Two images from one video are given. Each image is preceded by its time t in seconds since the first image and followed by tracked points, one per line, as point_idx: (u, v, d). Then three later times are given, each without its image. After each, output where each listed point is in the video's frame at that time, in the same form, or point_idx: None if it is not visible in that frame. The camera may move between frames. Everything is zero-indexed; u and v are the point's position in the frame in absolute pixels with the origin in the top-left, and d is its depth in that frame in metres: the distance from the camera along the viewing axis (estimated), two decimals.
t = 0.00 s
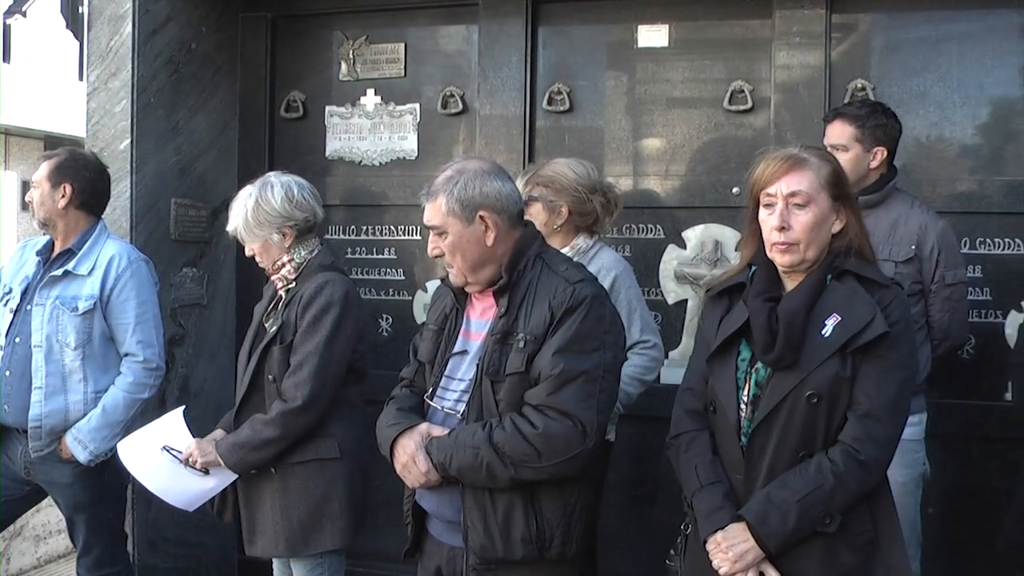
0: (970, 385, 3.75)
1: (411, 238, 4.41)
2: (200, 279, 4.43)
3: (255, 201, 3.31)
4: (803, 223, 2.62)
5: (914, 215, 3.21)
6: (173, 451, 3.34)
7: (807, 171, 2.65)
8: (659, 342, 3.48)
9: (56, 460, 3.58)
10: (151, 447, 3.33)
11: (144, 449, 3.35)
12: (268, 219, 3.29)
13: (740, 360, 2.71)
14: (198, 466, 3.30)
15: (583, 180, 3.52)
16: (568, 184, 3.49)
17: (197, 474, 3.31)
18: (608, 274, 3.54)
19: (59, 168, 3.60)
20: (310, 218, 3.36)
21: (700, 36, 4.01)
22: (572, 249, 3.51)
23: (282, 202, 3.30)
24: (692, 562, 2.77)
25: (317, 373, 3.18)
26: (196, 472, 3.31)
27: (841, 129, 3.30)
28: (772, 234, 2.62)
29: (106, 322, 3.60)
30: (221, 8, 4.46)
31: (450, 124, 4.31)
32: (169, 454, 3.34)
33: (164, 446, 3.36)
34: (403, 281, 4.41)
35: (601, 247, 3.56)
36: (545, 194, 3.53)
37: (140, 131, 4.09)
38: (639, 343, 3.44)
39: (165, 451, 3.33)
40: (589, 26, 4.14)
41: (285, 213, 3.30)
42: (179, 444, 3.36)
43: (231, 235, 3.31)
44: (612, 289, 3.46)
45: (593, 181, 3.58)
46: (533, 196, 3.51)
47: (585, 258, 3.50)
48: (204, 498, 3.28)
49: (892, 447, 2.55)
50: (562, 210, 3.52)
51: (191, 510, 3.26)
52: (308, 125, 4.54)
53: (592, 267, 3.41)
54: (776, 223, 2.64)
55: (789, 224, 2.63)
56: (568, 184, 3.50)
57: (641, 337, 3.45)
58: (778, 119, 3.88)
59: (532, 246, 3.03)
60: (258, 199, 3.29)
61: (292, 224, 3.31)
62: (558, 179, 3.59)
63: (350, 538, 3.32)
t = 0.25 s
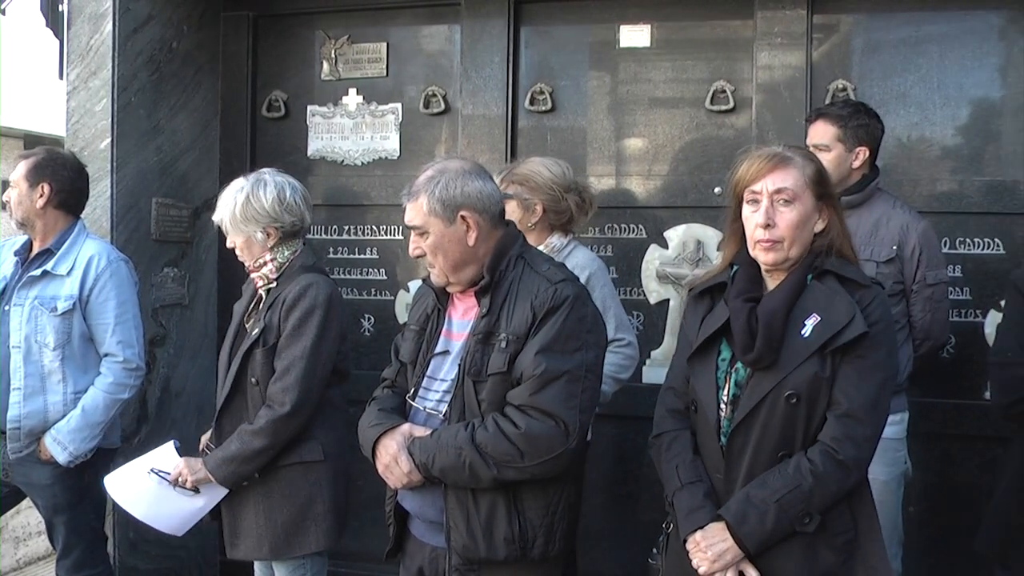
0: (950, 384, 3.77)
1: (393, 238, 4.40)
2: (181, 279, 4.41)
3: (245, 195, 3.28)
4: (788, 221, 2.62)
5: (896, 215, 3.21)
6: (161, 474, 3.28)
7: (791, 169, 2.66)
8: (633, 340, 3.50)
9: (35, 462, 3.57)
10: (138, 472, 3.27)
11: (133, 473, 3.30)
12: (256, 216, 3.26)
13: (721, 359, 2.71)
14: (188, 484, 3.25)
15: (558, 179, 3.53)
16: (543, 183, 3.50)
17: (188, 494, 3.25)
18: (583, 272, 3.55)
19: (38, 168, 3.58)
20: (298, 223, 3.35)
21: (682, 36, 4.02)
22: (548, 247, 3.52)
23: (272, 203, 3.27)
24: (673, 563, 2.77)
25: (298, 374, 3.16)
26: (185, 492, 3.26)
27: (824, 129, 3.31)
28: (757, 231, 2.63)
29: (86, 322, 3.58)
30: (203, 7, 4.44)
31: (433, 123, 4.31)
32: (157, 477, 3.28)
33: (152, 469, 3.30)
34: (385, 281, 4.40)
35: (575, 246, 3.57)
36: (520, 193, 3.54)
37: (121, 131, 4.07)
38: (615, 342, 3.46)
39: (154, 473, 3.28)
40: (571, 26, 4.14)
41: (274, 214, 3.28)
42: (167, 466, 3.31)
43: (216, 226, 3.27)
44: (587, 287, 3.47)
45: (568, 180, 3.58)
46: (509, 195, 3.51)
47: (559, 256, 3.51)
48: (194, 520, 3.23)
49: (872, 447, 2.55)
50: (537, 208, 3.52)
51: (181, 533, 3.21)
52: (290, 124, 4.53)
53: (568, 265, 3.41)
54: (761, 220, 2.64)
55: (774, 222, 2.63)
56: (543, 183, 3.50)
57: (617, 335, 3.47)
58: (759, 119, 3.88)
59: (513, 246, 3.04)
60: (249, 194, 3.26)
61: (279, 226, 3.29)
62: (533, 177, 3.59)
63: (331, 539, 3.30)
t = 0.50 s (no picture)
0: (931, 383, 3.79)
1: (376, 238, 4.40)
2: (162, 279, 4.39)
3: (232, 195, 3.25)
4: (775, 217, 2.62)
5: (879, 214, 3.22)
6: (156, 502, 3.19)
7: (778, 166, 2.66)
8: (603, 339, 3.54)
9: (14, 463, 3.54)
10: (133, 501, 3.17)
11: (124, 501, 3.19)
12: (242, 216, 3.24)
13: (706, 359, 2.71)
14: (185, 509, 3.18)
15: (525, 178, 3.57)
16: (510, 181, 3.53)
17: (185, 519, 3.19)
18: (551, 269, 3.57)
19: (16, 167, 3.55)
20: (284, 224, 3.33)
21: (664, 36, 4.02)
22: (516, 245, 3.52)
23: (260, 203, 3.25)
24: (656, 562, 2.77)
25: (281, 375, 3.15)
26: (183, 519, 3.19)
27: (807, 129, 3.32)
28: (744, 227, 2.62)
29: (65, 322, 3.55)
30: (184, 6, 4.42)
31: (415, 123, 4.30)
32: (151, 505, 3.19)
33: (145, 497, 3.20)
34: (367, 281, 4.39)
35: (542, 243, 3.57)
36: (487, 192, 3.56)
37: (101, 129, 4.04)
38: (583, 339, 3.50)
39: (148, 502, 3.18)
40: (553, 26, 4.14)
41: (261, 215, 3.26)
42: (160, 491, 3.22)
43: (201, 225, 3.24)
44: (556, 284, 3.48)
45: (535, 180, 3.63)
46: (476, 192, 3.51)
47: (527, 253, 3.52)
48: (195, 544, 3.19)
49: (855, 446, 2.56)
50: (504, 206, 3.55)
51: (183, 560, 3.17)
52: (272, 124, 4.51)
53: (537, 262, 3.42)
54: (748, 216, 2.63)
55: (762, 218, 2.63)
56: (510, 181, 3.53)
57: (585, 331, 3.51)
58: (741, 119, 3.89)
59: (495, 247, 3.05)
60: (236, 194, 3.24)
61: (266, 226, 3.27)
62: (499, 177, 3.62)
63: (314, 539, 3.29)
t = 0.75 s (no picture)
0: (910, 382, 3.80)
1: (356, 238, 4.39)
2: (141, 279, 4.37)
3: (213, 195, 3.20)
4: (758, 217, 2.62)
5: (860, 215, 3.23)
6: (141, 508, 3.16)
7: (760, 166, 2.66)
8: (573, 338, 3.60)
9: None
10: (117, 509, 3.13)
11: (107, 508, 3.14)
12: (224, 216, 3.20)
13: (688, 359, 2.70)
14: (171, 514, 3.17)
15: (490, 176, 3.53)
16: (476, 179, 3.50)
17: (171, 522, 3.18)
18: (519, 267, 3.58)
19: None
20: (266, 222, 3.29)
21: (645, 36, 4.03)
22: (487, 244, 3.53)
23: (241, 202, 3.22)
24: (638, 563, 2.77)
25: (261, 375, 3.13)
26: (168, 523, 3.19)
27: (787, 128, 3.32)
28: (728, 226, 2.61)
29: (43, 322, 3.54)
30: (163, 5, 4.40)
31: (395, 123, 4.29)
32: (135, 511, 3.16)
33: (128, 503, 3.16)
34: (348, 281, 4.38)
35: (508, 241, 3.60)
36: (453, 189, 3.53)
37: (80, 129, 4.03)
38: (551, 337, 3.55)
39: (133, 508, 3.15)
40: (533, 26, 4.14)
41: (243, 214, 3.22)
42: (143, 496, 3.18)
43: (183, 225, 3.20)
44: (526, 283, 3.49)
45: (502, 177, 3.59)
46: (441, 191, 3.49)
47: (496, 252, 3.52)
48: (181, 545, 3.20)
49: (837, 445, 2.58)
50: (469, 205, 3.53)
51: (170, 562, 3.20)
52: (252, 123, 4.50)
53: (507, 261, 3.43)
54: (732, 215, 2.63)
55: (745, 217, 2.62)
56: (475, 180, 3.50)
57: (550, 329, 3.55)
58: (722, 119, 3.89)
59: (476, 246, 3.04)
60: (218, 194, 3.19)
61: (249, 226, 3.24)
62: (466, 175, 3.59)
63: (295, 540, 3.28)
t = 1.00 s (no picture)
0: (887, 381, 3.82)
1: (334, 238, 4.38)
2: (118, 279, 4.35)
3: (188, 196, 3.20)
4: (731, 215, 2.63)
5: (837, 216, 3.23)
6: (116, 509, 3.14)
7: (732, 166, 2.68)
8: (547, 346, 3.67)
9: None
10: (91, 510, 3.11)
11: (82, 509, 3.12)
12: (199, 217, 3.19)
13: (662, 361, 2.70)
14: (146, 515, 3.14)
15: (454, 176, 3.43)
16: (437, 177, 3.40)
17: (146, 523, 3.15)
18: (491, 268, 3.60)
19: None
20: (242, 223, 3.29)
21: (623, 37, 4.04)
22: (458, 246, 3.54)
23: (217, 203, 3.21)
24: (616, 563, 2.76)
25: (237, 376, 3.12)
26: (143, 525, 3.15)
27: (765, 128, 3.32)
28: (700, 222, 2.61)
29: (17, 323, 3.51)
30: (139, 3, 4.38)
31: (373, 122, 4.28)
32: (110, 511, 3.13)
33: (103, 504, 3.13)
34: (326, 281, 4.37)
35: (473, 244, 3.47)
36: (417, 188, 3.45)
37: (55, 128, 4.01)
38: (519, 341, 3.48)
39: (107, 509, 3.13)
40: (512, 26, 4.14)
41: (218, 215, 3.22)
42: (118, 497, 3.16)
43: (157, 227, 3.19)
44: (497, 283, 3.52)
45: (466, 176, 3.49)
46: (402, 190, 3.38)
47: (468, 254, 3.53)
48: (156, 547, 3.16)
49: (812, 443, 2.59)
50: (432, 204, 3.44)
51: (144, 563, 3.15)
52: (229, 123, 4.49)
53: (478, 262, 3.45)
54: (703, 212, 2.63)
55: (716, 215, 2.63)
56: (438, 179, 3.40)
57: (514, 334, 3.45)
58: (700, 120, 3.90)
59: (452, 246, 3.05)
60: (193, 195, 3.19)
61: (223, 226, 3.23)
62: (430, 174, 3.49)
63: (273, 541, 3.27)
